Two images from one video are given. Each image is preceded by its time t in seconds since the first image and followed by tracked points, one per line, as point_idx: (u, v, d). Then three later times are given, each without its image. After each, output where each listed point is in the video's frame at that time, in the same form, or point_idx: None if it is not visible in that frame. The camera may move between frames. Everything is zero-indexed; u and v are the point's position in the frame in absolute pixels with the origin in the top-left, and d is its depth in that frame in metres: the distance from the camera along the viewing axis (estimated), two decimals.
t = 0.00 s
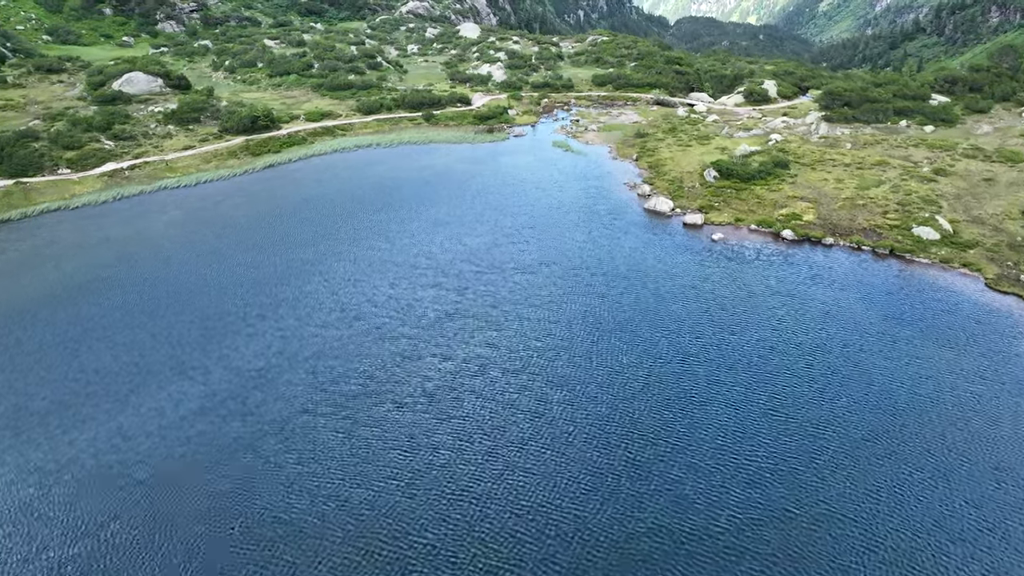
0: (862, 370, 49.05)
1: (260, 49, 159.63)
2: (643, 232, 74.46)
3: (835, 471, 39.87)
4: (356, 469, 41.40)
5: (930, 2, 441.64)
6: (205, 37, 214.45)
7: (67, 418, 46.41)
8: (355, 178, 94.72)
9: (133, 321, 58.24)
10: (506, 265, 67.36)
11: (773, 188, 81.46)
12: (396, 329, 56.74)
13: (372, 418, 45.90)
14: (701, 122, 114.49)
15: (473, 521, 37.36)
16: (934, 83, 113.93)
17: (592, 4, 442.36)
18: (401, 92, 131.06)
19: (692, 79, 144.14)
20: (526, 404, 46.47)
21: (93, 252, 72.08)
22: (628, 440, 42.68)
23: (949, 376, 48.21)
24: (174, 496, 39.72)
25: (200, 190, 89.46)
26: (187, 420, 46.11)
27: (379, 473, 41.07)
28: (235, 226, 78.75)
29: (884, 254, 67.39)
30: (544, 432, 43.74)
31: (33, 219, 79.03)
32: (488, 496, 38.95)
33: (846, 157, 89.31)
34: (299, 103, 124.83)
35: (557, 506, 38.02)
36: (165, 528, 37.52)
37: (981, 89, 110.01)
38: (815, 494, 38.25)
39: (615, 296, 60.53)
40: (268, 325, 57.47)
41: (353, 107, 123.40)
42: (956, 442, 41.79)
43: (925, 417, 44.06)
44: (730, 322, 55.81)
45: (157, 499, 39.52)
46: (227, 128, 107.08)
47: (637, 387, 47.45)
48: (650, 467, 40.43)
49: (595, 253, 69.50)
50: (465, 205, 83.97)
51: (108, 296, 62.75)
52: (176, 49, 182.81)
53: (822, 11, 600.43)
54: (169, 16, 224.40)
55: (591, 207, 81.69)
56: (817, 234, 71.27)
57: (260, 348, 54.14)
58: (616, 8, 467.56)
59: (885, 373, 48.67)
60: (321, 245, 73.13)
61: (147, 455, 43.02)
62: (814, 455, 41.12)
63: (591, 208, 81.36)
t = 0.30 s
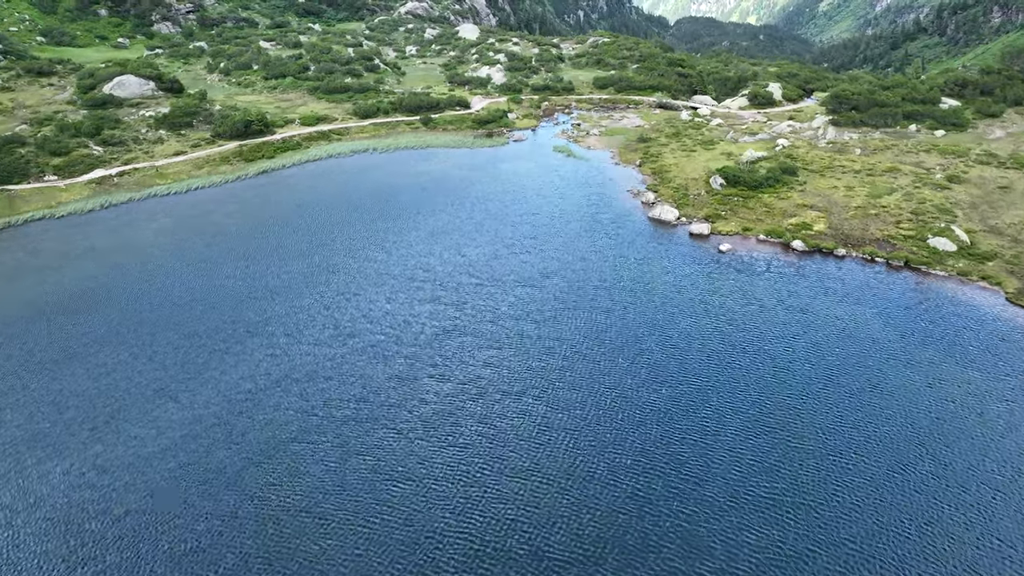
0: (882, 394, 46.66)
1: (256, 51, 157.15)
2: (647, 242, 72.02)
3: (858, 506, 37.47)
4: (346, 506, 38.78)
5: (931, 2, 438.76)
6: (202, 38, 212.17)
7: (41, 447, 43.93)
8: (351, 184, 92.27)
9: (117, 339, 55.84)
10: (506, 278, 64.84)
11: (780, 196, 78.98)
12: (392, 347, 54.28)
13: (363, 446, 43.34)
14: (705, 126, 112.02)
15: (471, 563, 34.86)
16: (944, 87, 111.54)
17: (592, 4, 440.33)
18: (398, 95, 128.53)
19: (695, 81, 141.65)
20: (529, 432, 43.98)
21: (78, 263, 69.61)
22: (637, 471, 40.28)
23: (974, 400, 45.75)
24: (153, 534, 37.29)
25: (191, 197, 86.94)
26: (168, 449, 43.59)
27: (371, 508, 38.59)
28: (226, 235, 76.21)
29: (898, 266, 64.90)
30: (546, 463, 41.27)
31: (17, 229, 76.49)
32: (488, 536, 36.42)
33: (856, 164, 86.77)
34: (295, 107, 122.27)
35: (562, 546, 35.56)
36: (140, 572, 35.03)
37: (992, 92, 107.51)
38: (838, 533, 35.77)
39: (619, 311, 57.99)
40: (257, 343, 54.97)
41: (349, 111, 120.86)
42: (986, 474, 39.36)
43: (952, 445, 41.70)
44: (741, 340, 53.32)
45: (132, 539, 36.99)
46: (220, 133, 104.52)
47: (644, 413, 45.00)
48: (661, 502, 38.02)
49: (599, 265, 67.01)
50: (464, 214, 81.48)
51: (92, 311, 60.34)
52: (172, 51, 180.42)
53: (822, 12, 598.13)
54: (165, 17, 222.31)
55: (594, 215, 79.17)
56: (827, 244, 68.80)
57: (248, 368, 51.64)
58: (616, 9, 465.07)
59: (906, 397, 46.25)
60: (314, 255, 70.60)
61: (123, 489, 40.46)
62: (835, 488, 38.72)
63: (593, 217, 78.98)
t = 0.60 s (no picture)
0: (905, 419, 44.22)
1: (251, 53, 154.68)
2: (652, 253, 69.47)
3: (885, 544, 35.04)
4: (335, 546, 36.20)
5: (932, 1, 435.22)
6: (199, 39, 209.75)
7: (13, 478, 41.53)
8: (347, 191, 89.79)
9: (97, 357, 53.35)
10: (506, 291, 62.26)
11: (789, 204, 76.47)
12: (385, 367, 51.74)
13: (354, 478, 40.79)
14: (709, 130, 109.49)
15: None
16: (955, 90, 109.11)
17: (592, 5, 438.13)
18: (395, 98, 126.00)
19: (699, 83, 139.10)
20: (531, 462, 41.52)
21: (62, 273, 67.04)
22: (646, 507, 37.86)
23: (1002, 427, 43.33)
24: None
25: (182, 204, 84.40)
26: (147, 480, 41.15)
27: (362, 549, 36.00)
28: (217, 243, 73.66)
29: (914, 279, 62.36)
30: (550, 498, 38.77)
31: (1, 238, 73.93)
32: None
33: (866, 170, 84.24)
34: (290, 110, 119.63)
35: None
36: None
37: (1004, 96, 105.02)
38: None
39: (624, 328, 55.42)
40: (244, 363, 52.42)
41: (346, 114, 118.28)
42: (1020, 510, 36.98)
43: (981, 477, 39.32)
44: (752, 360, 50.84)
45: None
46: (212, 137, 101.95)
47: (653, 442, 42.59)
48: (673, 541, 35.56)
49: (602, 277, 64.46)
50: (462, 222, 78.89)
51: (74, 325, 57.80)
52: (167, 52, 178.06)
53: (822, 11, 595.69)
54: (161, 18, 220.11)
55: (596, 224, 76.58)
56: (839, 255, 66.27)
57: (234, 391, 49.16)
58: (616, 9, 462.55)
59: (930, 423, 43.87)
60: (306, 266, 67.98)
61: (97, 526, 37.99)
62: (859, 525, 36.28)
63: (595, 225, 76.44)
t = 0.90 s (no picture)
0: (930, 446, 41.77)
1: (246, 54, 152.12)
2: (658, 264, 66.94)
3: None
4: None
5: None
6: (195, 40, 207.19)
7: None
8: (342, 198, 87.22)
9: (76, 378, 50.83)
10: (505, 306, 59.73)
11: (798, 212, 73.95)
12: (380, 388, 49.24)
13: (344, 513, 38.22)
14: (713, 134, 106.96)
15: None
16: (966, 93, 106.94)
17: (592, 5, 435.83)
18: (392, 102, 123.40)
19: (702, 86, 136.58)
20: (534, 495, 38.98)
21: (44, 285, 64.41)
22: (658, 545, 35.39)
23: None
24: None
25: (173, 212, 81.79)
26: (124, 515, 38.67)
27: None
28: (206, 254, 71.07)
29: (931, 292, 59.82)
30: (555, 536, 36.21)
31: None
32: None
33: (877, 177, 81.72)
34: (285, 114, 117.06)
35: None
36: None
37: (1017, 99, 102.73)
38: None
39: (630, 346, 52.91)
40: (231, 385, 49.85)
41: (341, 118, 115.71)
42: None
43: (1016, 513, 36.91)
44: (765, 381, 48.34)
45: None
46: (204, 142, 99.35)
47: (665, 473, 40.10)
48: None
49: (606, 291, 61.96)
50: (460, 231, 76.33)
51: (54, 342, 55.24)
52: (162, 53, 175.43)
53: (822, 11, 593.54)
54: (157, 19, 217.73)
55: (598, 233, 74.04)
56: (852, 267, 63.73)
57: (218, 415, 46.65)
58: (616, 9, 459.74)
59: (957, 450, 41.42)
60: (298, 279, 65.40)
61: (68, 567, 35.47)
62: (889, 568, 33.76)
63: (598, 234, 73.91)
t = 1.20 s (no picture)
0: (958, 478, 39.29)
1: (240, 56, 149.59)
2: (663, 276, 64.46)
3: None
4: None
5: None
6: (190, 40, 204.55)
7: None
8: (337, 205, 84.77)
9: (52, 402, 48.26)
10: (505, 322, 57.24)
11: (807, 222, 71.50)
12: (373, 411, 46.75)
13: (331, 556, 35.65)
14: (718, 139, 104.50)
15: None
16: (978, 97, 105.17)
17: (592, 5, 433.45)
18: (389, 105, 120.90)
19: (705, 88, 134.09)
20: (536, 534, 36.51)
21: (23, 298, 61.82)
22: None
23: None
24: None
25: (162, 220, 79.32)
26: (96, 557, 36.03)
27: None
28: (195, 265, 68.58)
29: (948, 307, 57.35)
30: None
31: None
32: None
33: (888, 184, 79.27)
34: (279, 117, 114.50)
35: None
36: None
37: None
38: None
39: (635, 366, 50.41)
40: (215, 409, 47.31)
41: (337, 122, 113.17)
42: None
43: None
44: (779, 405, 45.89)
45: None
46: (195, 147, 96.81)
47: (676, 508, 37.64)
48: None
49: (609, 305, 59.47)
50: (457, 240, 73.85)
51: (30, 361, 52.68)
52: (156, 54, 172.84)
53: (822, 12, 591.56)
54: (152, 19, 215.18)
55: (601, 243, 71.57)
56: (865, 279, 61.24)
57: (200, 443, 44.14)
58: (616, 9, 457.09)
59: (986, 482, 38.96)
60: (288, 292, 62.80)
61: None
62: None
63: (600, 244, 71.38)
